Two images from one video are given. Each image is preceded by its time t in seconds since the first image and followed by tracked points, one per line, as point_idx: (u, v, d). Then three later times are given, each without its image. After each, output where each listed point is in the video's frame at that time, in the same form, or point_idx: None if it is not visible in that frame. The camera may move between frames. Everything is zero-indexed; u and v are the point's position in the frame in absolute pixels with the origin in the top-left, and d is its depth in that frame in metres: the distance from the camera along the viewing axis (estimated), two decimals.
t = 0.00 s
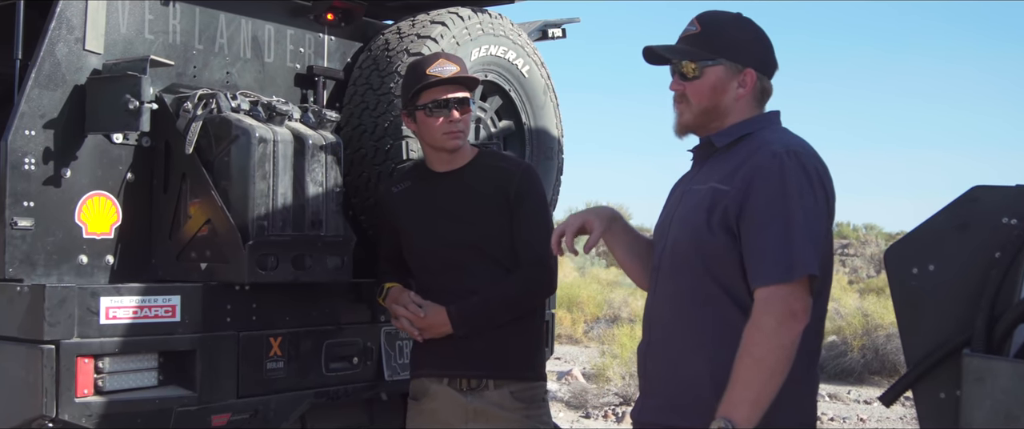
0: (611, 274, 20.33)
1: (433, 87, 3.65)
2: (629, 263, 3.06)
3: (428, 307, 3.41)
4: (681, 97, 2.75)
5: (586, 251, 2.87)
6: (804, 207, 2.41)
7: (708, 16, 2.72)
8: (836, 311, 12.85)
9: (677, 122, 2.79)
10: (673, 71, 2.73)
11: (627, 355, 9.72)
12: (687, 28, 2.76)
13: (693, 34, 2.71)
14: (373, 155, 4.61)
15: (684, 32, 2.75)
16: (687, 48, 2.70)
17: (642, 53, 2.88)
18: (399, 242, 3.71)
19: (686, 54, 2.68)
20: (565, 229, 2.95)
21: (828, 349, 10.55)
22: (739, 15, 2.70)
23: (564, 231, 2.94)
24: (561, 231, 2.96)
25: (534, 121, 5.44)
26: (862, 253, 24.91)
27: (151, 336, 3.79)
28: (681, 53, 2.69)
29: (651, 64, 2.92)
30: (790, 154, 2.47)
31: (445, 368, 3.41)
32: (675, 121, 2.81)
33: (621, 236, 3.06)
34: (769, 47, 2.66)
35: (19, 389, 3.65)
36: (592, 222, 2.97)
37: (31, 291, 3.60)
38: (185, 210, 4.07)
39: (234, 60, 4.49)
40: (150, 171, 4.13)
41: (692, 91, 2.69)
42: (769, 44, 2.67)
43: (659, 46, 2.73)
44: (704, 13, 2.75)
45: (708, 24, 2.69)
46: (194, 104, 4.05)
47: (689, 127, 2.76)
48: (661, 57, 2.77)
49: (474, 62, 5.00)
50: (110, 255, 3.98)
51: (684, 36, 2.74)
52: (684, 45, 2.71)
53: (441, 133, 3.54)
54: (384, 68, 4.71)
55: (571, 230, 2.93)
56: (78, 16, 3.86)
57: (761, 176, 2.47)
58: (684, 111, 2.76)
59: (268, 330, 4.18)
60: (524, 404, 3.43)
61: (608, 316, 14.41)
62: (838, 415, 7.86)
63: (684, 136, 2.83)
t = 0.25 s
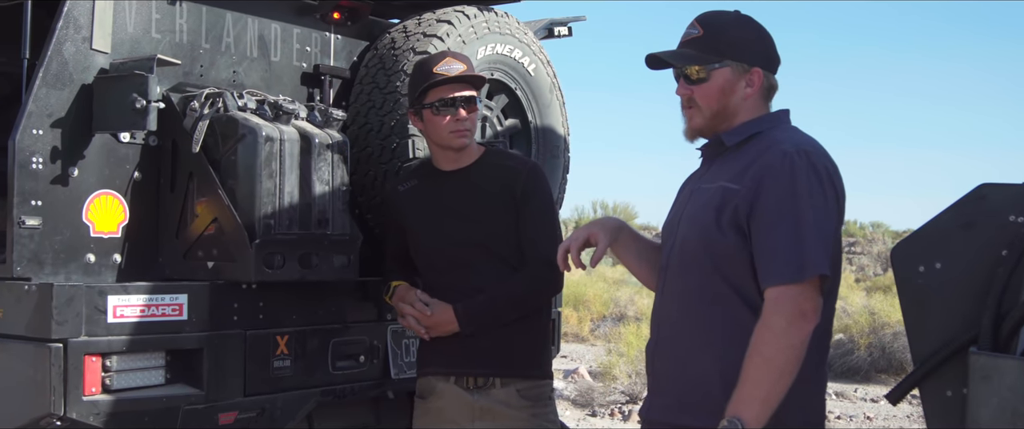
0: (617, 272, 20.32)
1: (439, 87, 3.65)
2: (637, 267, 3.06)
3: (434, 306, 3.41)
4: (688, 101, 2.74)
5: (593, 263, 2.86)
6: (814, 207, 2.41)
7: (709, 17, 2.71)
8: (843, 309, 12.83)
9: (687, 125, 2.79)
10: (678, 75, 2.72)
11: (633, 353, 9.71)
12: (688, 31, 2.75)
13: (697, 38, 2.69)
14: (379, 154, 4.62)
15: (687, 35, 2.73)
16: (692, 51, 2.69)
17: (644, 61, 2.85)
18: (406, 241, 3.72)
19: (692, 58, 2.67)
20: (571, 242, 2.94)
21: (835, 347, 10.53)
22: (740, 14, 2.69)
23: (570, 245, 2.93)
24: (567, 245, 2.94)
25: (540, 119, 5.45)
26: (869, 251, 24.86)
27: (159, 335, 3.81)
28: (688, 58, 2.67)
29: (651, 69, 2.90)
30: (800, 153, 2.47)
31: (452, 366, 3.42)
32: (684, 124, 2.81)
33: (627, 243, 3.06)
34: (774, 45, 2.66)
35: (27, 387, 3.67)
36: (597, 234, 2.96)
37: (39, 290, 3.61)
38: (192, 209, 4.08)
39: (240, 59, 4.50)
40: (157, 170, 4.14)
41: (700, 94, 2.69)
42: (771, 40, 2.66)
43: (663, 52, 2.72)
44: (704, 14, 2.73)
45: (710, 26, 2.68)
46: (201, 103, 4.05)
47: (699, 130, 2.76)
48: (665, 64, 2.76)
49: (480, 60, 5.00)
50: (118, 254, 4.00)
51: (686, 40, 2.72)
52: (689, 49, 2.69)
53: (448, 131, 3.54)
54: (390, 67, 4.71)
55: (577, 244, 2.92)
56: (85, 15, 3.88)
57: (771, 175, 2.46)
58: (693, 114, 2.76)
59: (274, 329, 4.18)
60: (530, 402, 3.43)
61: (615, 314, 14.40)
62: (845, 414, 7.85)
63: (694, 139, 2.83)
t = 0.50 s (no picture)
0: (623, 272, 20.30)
1: (446, 87, 3.65)
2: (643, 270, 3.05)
3: (440, 306, 3.41)
4: (692, 101, 2.74)
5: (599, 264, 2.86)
6: (821, 207, 2.40)
7: (715, 17, 2.70)
8: (850, 309, 12.80)
9: (691, 126, 2.78)
10: (684, 75, 2.72)
11: (639, 353, 9.71)
12: (694, 32, 2.75)
13: (702, 38, 2.69)
14: (385, 154, 4.62)
15: (693, 35, 2.73)
16: (697, 51, 2.69)
17: (650, 60, 2.86)
18: (412, 242, 3.72)
19: (698, 58, 2.67)
20: (577, 244, 2.94)
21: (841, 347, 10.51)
22: (746, 15, 2.69)
23: (577, 246, 2.94)
24: (573, 246, 2.94)
25: (546, 119, 5.45)
26: (876, 251, 24.81)
27: (165, 335, 3.81)
28: (694, 58, 2.67)
29: (657, 68, 2.91)
30: (806, 154, 2.46)
31: (458, 367, 3.42)
32: (687, 124, 2.81)
33: (634, 245, 3.06)
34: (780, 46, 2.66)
35: (34, 387, 3.68)
36: (604, 236, 2.96)
37: (46, 290, 3.62)
38: (199, 209, 4.09)
39: (247, 60, 4.50)
40: (164, 171, 4.14)
41: (705, 95, 2.68)
42: (777, 41, 2.66)
43: (669, 52, 2.72)
44: (710, 14, 2.73)
45: (716, 26, 2.68)
46: (207, 103, 4.05)
47: (704, 131, 2.75)
48: (670, 63, 2.76)
49: (486, 61, 5.00)
50: (124, 254, 4.01)
51: (692, 41, 2.72)
52: (695, 50, 2.69)
53: (454, 131, 3.54)
54: (397, 67, 4.72)
55: (583, 245, 2.92)
56: (92, 16, 3.89)
57: (777, 177, 2.46)
58: (697, 115, 2.75)
59: (280, 329, 4.19)
60: (536, 402, 3.43)
61: (621, 314, 14.39)
62: (851, 414, 7.83)
63: (697, 139, 2.83)
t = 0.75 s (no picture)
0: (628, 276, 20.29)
1: (449, 92, 3.65)
2: (646, 274, 3.05)
3: (445, 311, 3.41)
4: (693, 107, 2.73)
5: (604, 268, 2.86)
6: (823, 212, 2.40)
7: (714, 23, 2.70)
8: (855, 314, 12.78)
9: (693, 132, 2.78)
10: (685, 82, 2.71)
11: (643, 358, 9.70)
12: (694, 37, 2.75)
13: (702, 44, 2.69)
14: (389, 159, 4.62)
15: (693, 42, 2.73)
16: (698, 57, 2.69)
17: (650, 66, 2.86)
18: (416, 247, 3.72)
19: (699, 64, 2.66)
20: (582, 247, 2.94)
21: (846, 351, 10.49)
22: (746, 20, 2.69)
23: (581, 249, 2.93)
24: (578, 249, 2.94)
25: (551, 124, 5.45)
26: (881, 255, 24.76)
27: (170, 340, 3.82)
28: (694, 64, 2.67)
29: (657, 74, 2.91)
30: (809, 159, 2.46)
31: (463, 372, 3.41)
32: (689, 131, 2.80)
33: (638, 249, 3.05)
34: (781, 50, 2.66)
35: (39, 393, 3.68)
36: (609, 239, 2.96)
37: (50, 295, 3.63)
38: (203, 215, 4.08)
39: (251, 65, 4.51)
40: (168, 176, 4.15)
41: (706, 100, 2.68)
42: (778, 46, 2.66)
43: (669, 58, 2.71)
44: (709, 20, 2.73)
45: (716, 32, 2.68)
46: (212, 108, 4.04)
47: (705, 137, 2.75)
48: (671, 70, 2.76)
49: (489, 66, 5.01)
50: (129, 259, 4.01)
51: (692, 47, 2.72)
52: (696, 56, 2.69)
53: (458, 136, 3.54)
54: (401, 72, 4.72)
55: (587, 248, 2.92)
56: (97, 22, 3.90)
57: (779, 181, 2.45)
58: (699, 121, 2.75)
59: (285, 334, 4.19)
60: (541, 407, 3.42)
61: (625, 318, 14.37)
62: (856, 418, 7.81)
63: (699, 145, 2.82)
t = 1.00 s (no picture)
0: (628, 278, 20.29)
1: (449, 95, 3.65)
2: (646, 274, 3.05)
3: (445, 314, 3.41)
4: (691, 110, 2.74)
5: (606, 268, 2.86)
6: (820, 213, 2.40)
7: (711, 26, 2.71)
8: (856, 315, 12.77)
9: (690, 135, 2.78)
10: (681, 84, 2.71)
11: (644, 360, 9.69)
12: (690, 40, 2.75)
13: (699, 47, 2.70)
14: (389, 162, 4.62)
15: (690, 44, 2.73)
16: (694, 60, 2.69)
17: (647, 70, 2.86)
18: (416, 249, 3.72)
19: (694, 67, 2.67)
20: (583, 247, 2.94)
21: (848, 353, 10.48)
22: (743, 22, 2.69)
23: (582, 249, 2.93)
24: (579, 249, 2.94)
25: (550, 127, 5.45)
26: (882, 256, 24.75)
27: (170, 344, 3.82)
28: (691, 67, 2.67)
29: (655, 77, 2.91)
30: (805, 160, 2.46)
31: (463, 375, 3.41)
32: (687, 134, 2.81)
33: (637, 249, 3.05)
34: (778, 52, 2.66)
35: (39, 397, 3.68)
36: (610, 239, 2.97)
37: (51, 299, 3.63)
38: (203, 218, 4.08)
39: (251, 69, 4.51)
40: (168, 180, 4.15)
41: (702, 103, 2.68)
42: (774, 48, 2.66)
43: (665, 62, 2.72)
44: (706, 23, 2.73)
45: (712, 35, 2.68)
46: (212, 112, 4.06)
47: (701, 140, 2.75)
48: (667, 73, 2.77)
49: (489, 68, 5.01)
50: (129, 263, 4.01)
51: (689, 50, 2.72)
52: (692, 59, 2.69)
53: (457, 139, 3.54)
54: (400, 75, 4.72)
55: (589, 248, 2.91)
56: (96, 26, 3.90)
57: (776, 183, 2.45)
58: (695, 124, 2.75)
59: (285, 337, 4.19)
60: (542, 410, 3.42)
61: (626, 320, 14.36)
62: (857, 420, 7.80)
63: (697, 149, 2.82)
